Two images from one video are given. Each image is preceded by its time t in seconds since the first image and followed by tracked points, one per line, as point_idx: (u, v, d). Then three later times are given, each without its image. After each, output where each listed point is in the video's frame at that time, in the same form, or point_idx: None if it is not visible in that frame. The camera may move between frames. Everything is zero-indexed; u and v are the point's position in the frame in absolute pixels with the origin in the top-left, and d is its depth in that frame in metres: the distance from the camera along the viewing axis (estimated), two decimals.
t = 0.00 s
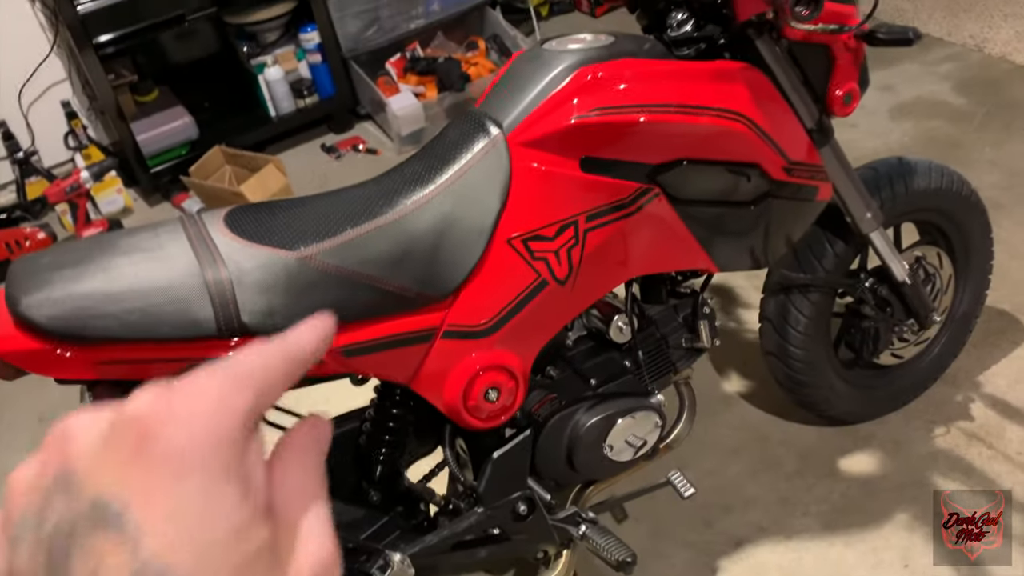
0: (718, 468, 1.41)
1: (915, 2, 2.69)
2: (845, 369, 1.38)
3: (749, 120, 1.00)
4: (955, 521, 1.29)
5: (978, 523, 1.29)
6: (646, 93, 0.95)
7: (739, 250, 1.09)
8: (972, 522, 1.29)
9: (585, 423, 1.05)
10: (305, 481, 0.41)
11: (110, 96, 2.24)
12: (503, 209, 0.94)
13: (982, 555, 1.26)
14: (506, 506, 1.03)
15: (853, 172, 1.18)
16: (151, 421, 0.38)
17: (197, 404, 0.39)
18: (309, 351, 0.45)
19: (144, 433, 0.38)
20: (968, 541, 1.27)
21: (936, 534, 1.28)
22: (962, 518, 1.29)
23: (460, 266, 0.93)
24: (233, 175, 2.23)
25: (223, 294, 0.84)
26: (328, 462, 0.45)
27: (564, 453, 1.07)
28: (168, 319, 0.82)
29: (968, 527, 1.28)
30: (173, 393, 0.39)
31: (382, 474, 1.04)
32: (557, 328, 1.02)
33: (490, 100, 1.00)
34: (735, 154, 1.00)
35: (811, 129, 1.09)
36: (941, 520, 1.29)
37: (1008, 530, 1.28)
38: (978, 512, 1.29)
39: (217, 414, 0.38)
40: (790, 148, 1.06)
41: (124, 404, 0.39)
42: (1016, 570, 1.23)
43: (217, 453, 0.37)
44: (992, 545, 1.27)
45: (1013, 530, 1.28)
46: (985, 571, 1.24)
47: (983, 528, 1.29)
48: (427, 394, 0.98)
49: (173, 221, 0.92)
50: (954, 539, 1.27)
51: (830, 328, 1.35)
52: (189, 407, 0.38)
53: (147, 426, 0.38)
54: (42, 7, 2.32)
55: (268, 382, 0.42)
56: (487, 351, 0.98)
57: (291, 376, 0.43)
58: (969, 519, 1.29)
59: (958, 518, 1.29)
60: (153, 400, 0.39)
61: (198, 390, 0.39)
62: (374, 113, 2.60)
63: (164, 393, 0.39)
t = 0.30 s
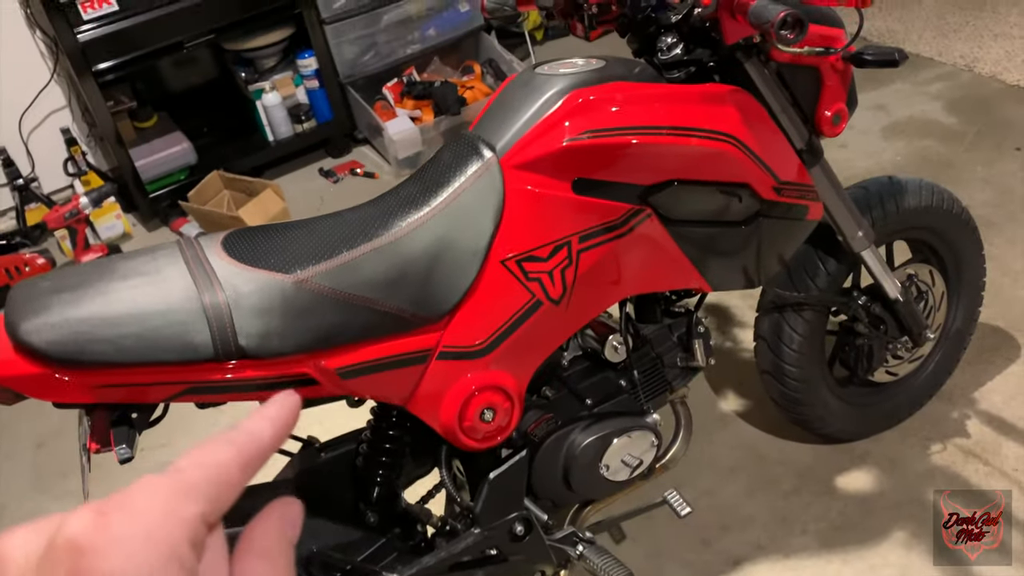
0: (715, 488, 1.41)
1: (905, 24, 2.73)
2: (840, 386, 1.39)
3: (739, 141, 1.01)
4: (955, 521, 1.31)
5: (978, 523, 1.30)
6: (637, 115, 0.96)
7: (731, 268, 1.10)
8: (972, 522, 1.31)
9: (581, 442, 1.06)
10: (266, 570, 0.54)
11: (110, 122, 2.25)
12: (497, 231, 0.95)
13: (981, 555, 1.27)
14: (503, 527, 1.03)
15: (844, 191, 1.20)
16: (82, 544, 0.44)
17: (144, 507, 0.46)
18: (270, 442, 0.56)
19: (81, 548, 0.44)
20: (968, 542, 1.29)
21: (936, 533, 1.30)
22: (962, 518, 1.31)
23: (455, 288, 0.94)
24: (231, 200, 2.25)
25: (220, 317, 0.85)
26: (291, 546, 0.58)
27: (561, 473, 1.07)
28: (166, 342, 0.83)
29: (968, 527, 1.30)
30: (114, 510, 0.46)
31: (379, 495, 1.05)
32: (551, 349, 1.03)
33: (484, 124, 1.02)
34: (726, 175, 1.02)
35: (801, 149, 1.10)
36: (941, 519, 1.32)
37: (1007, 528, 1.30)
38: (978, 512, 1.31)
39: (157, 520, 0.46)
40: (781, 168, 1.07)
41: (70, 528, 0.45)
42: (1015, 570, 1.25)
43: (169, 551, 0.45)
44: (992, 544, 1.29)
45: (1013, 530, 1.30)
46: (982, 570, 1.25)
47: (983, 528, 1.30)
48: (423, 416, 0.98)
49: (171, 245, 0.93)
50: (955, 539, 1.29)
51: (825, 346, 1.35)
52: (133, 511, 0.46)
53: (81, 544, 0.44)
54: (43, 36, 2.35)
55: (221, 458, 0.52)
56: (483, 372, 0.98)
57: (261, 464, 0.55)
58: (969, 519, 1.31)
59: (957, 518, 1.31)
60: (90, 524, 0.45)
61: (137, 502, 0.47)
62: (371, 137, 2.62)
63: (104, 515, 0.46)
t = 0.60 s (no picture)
0: (720, 491, 1.39)
1: (920, 14, 2.68)
2: (850, 389, 1.36)
3: (755, 141, 0.98)
4: (955, 521, 1.30)
5: (978, 523, 1.29)
6: (650, 113, 0.93)
7: (743, 271, 1.07)
8: (972, 522, 1.30)
9: (586, 447, 1.03)
10: (353, 467, 0.54)
11: (110, 104, 2.22)
12: (503, 231, 0.92)
13: (981, 555, 1.26)
14: (505, 533, 1.01)
15: (860, 191, 1.16)
16: (220, 412, 0.50)
17: (265, 393, 0.51)
18: (328, 366, 0.58)
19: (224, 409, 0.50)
20: (968, 541, 1.28)
21: (936, 533, 1.29)
22: (962, 518, 1.30)
23: (459, 290, 0.91)
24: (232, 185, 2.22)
25: (216, 319, 0.82)
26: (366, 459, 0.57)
27: (564, 478, 1.05)
28: (159, 345, 0.81)
29: (968, 527, 1.29)
30: (249, 383, 0.52)
31: (379, 498, 1.03)
32: (557, 352, 1.00)
33: (490, 119, 0.98)
34: (740, 176, 0.98)
35: (818, 149, 1.07)
36: (941, 519, 1.30)
37: (1008, 529, 1.28)
38: (978, 511, 1.30)
39: (268, 415, 0.50)
40: (797, 169, 1.04)
41: (222, 382, 0.52)
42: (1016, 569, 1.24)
43: (283, 425, 0.50)
44: (992, 544, 1.28)
45: (1014, 531, 1.28)
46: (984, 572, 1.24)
47: (983, 527, 1.29)
48: (424, 421, 0.96)
49: (166, 242, 0.90)
50: (955, 539, 1.28)
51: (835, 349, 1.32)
52: (249, 396, 0.51)
53: (223, 405, 0.50)
54: (42, 15, 2.31)
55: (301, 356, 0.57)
56: (486, 376, 0.96)
57: (332, 377, 0.57)
58: (969, 519, 1.30)
59: (957, 517, 1.30)
60: (228, 390, 0.51)
61: (260, 385, 0.52)
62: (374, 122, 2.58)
63: (237, 381, 0.52)
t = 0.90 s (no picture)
0: (734, 474, 1.35)
1: None
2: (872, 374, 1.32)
3: (793, 118, 0.91)
4: (955, 521, 1.25)
5: (978, 523, 1.25)
6: (682, 86, 0.87)
7: (772, 254, 1.02)
8: (972, 522, 1.25)
9: (600, 435, 0.99)
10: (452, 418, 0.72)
11: (109, 55, 2.15)
12: (522, 210, 0.86)
13: (982, 555, 1.22)
14: (515, 523, 0.98)
15: (896, 171, 1.10)
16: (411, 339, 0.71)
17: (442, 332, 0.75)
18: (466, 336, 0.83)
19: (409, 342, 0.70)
20: (968, 541, 1.23)
21: (936, 534, 1.25)
22: (962, 518, 1.26)
23: (473, 272, 0.85)
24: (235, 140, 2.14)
25: (215, 300, 0.77)
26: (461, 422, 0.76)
27: (577, 466, 1.01)
28: (155, 327, 0.76)
29: (968, 527, 1.25)
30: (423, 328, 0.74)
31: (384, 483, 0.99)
32: (574, 338, 0.95)
33: (510, 88, 0.92)
34: (776, 155, 0.92)
35: (857, 127, 1.00)
36: (941, 520, 1.26)
37: (1008, 528, 1.25)
38: (978, 511, 1.26)
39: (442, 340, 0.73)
40: (835, 148, 0.97)
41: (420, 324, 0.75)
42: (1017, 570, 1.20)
43: (438, 356, 0.71)
44: (992, 545, 1.23)
45: (1015, 531, 1.24)
46: (1006, 565, 1.21)
47: (983, 528, 1.25)
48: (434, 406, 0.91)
49: (163, 213, 0.84)
50: (954, 539, 1.24)
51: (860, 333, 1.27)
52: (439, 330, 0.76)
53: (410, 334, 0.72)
54: None
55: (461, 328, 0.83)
56: (499, 362, 0.91)
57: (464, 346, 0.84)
58: (969, 519, 1.25)
59: (957, 517, 1.26)
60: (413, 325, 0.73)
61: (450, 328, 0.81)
62: (382, 77, 2.49)
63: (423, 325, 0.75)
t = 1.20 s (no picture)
0: (738, 445, 1.35)
1: None
2: (882, 348, 1.30)
3: (816, 86, 0.88)
4: (955, 521, 1.23)
5: (978, 523, 1.22)
6: (703, 50, 0.83)
7: (788, 226, 0.99)
8: (972, 522, 1.23)
9: (607, 407, 0.98)
10: (405, 439, 0.63)
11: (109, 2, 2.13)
12: (533, 176, 0.84)
13: (981, 556, 1.20)
14: (519, 492, 0.98)
15: (918, 142, 1.07)
16: (320, 378, 0.57)
17: (356, 363, 0.58)
18: (399, 343, 0.65)
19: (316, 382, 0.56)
20: (968, 542, 1.21)
21: (935, 533, 1.22)
22: (962, 518, 1.23)
23: (482, 239, 0.83)
24: (238, 95, 2.10)
25: (216, 263, 0.75)
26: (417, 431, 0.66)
27: (582, 436, 1.00)
28: (155, 290, 0.74)
29: (968, 527, 1.22)
30: (337, 355, 0.59)
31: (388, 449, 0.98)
32: (583, 308, 0.93)
33: (523, 47, 0.88)
34: (797, 124, 0.89)
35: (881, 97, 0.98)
36: (940, 520, 1.23)
37: (1008, 528, 1.22)
38: (978, 511, 1.23)
39: (358, 372, 0.58)
40: (858, 118, 0.94)
41: (330, 348, 0.60)
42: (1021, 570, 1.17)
43: (362, 385, 0.57)
44: (992, 545, 1.21)
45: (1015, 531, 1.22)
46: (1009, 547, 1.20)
47: (983, 528, 1.22)
48: (439, 373, 0.89)
49: (163, 171, 0.82)
50: (954, 539, 1.21)
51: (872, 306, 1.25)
52: (347, 363, 0.58)
53: (315, 378, 0.57)
54: None
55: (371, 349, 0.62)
56: (506, 331, 0.89)
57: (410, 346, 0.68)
58: (969, 519, 1.23)
59: (957, 518, 1.23)
60: (321, 357, 0.58)
61: (349, 353, 0.60)
62: (388, 32, 2.44)
63: (332, 351, 0.59)
